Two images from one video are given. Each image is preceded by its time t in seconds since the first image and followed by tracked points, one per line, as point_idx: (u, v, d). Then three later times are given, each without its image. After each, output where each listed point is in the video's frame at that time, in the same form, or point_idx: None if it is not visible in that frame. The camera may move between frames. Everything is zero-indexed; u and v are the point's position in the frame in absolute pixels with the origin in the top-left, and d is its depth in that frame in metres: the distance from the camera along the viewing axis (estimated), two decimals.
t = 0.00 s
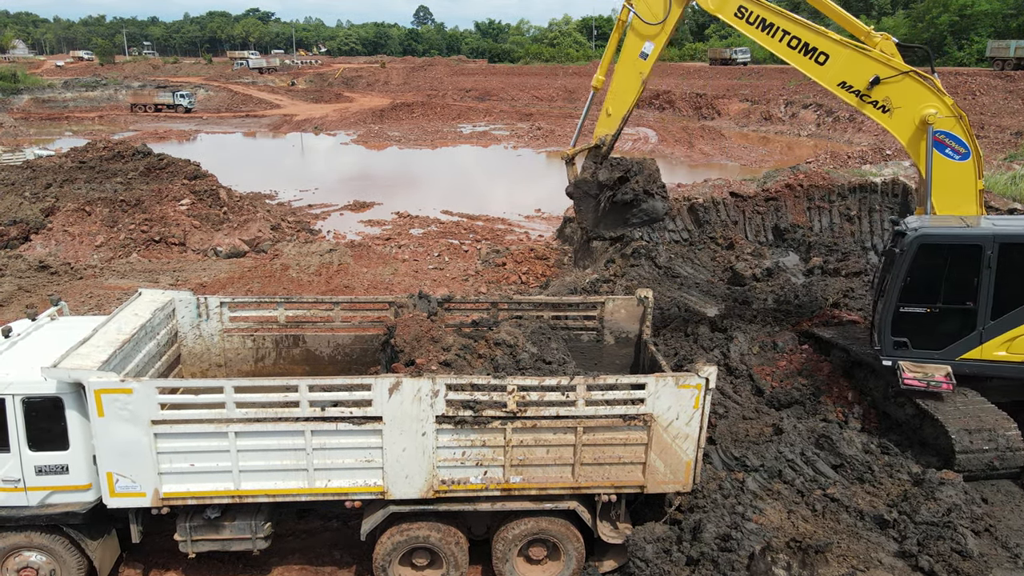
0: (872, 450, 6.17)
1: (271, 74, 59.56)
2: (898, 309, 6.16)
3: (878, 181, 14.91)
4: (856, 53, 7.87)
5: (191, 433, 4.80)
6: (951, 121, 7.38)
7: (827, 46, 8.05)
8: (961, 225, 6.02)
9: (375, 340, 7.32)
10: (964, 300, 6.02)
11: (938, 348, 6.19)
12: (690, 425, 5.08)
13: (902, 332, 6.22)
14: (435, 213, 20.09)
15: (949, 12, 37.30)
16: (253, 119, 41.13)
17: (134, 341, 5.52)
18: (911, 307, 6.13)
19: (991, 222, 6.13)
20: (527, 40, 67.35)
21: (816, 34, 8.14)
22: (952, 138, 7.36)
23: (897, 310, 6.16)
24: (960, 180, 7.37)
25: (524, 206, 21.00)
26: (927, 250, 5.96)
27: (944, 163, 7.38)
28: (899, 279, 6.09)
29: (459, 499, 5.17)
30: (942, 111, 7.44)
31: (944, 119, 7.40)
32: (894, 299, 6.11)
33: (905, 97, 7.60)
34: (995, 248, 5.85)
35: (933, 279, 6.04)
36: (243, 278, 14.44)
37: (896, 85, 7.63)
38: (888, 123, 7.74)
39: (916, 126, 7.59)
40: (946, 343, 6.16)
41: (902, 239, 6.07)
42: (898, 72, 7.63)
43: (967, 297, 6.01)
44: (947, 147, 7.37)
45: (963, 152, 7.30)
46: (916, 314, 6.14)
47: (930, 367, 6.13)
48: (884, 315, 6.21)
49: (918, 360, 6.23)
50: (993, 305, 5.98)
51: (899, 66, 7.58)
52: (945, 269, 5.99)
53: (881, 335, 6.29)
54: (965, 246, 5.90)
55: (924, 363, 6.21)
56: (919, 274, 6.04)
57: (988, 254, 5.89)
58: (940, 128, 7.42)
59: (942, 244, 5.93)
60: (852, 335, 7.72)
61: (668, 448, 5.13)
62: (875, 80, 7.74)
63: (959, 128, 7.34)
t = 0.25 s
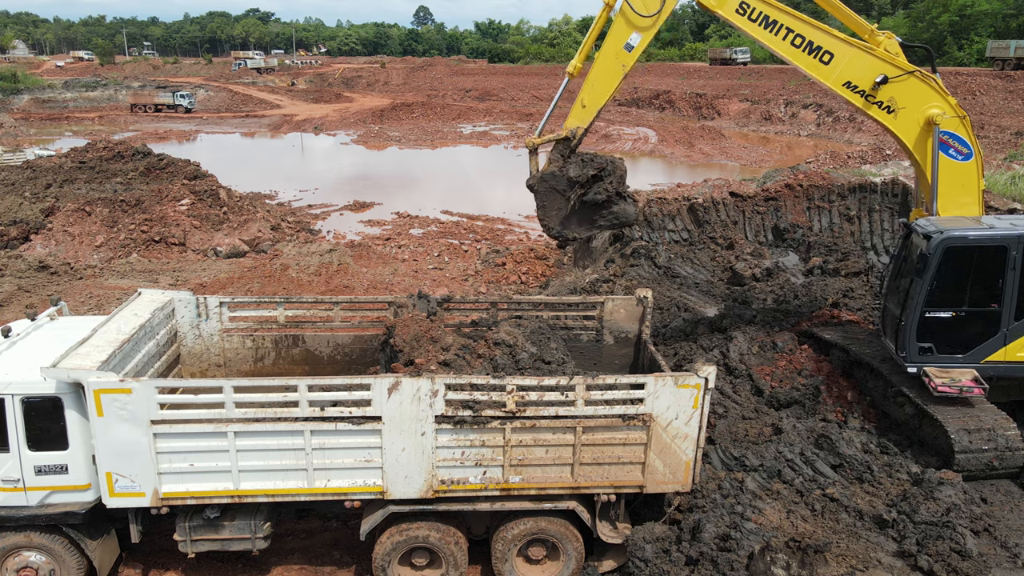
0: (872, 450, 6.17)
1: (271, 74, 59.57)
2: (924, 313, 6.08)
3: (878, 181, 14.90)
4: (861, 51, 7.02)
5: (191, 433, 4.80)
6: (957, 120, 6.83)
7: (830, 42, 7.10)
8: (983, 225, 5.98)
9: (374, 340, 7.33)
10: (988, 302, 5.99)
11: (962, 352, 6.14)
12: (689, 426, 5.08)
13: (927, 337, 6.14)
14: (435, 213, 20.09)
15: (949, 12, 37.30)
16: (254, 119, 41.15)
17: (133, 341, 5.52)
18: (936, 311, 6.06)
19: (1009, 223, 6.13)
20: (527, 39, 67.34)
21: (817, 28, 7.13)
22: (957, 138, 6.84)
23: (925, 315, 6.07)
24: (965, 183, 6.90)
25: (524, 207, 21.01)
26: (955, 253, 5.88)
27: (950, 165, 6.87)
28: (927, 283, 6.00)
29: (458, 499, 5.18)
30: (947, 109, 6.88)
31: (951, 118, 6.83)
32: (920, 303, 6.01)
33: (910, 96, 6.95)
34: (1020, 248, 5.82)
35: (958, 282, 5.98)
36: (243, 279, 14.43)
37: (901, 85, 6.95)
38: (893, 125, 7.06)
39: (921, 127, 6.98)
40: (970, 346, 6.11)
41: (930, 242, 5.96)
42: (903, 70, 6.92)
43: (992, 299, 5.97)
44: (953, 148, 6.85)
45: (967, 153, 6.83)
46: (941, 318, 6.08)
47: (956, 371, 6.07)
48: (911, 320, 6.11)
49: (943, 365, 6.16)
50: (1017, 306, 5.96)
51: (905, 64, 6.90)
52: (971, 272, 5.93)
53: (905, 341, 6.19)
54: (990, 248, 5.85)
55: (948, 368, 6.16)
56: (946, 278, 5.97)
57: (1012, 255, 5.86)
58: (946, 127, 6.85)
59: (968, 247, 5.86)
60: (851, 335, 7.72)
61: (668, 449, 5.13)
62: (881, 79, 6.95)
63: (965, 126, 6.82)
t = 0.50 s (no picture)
0: (872, 450, 6.17)
1: (271, 75, 59.56)
2: (948, 317, 6.02)
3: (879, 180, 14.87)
4: (864, 54, 6.92)
5: (191, 433, 4.81)
6: (958, 121, 6.81)
7: (833, 44, 6.98)
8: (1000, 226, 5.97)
9: (374, 340, 7.34)
10: (1008, 303, 5.98)
11: (984, 355, 6.14)
12: (689, 425, 5.08)
13: (950, 341, 6.09)
14: (434, 213, 20.08)
15: (949, 12, 37.30)
16: (254, 119, 41.14)
17: (133, 341, 5.52)
18: (960, 313, 6.01)
19: None
20: (527, 40, 67.33)
21: (818, 30, 7.00)
22: (958, 139, 6.82)
23: (948, 319, 6.03)
24: (967, 183, 6.89)
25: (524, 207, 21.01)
26: (980, 255, 5.82)
27: (954, 168, 6.85)
28: (950, 286, 5.94)
29: (457, 499, 5.18)
30: (947, 110, 6.86)
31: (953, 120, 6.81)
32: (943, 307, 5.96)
33: (912, 99, 6.91)
34: None
35: (980, 285, 5.95)
36: (243, 279, 14.43)
37: (903, 87, 6.89)
38: (896, 128, 6.99)
39: (922, 130, 6.95)
40: (990, 348, 6.12)
41: (954, 245, 5.89)
42: (905, 73, 6.86)
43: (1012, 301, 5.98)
44: (954, 150, 6.83)
45: (967, 154, 6.83)
46: (964, 322, 6.04)
47: (979, 375, 6.05)
48: (934, 325, 6.06)
49: (966, 368, 6.14)
50: None
51: (906, 65, 6.84)
52: (994, 274, 5.90)
53: (927, 345, 6.14)
54: (1011, 249, 5.82)
55: (971, 370, 6.13)
56: (969, 281, 5.94)
57: None
58: (948, 129, 6.83)
59: (991, 250, 5.82)
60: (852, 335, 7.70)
61: (667, 449, 5.13)
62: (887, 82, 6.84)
63: (965, 128, 6.82)
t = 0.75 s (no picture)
0: (872, 450, 6.17)
1: (272, 75, 59.60)
2: (968, 319, 5.92)
3: (878, 180, 14.87)
4: (861, 61, 6.73)
5: (191, 433, 4.81)
6: (954, 125, 6.78)
7: (830, 53, 6.76)
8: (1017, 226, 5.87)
9: (374, 340, 7.34)
10: None
11: (1002, 355, 6.09)
12: (689, 425, 5.08)
13: (970, 343, 6.01)
14: (434, 213, 20.08)
15: (949, 12, 37.30)
16: (254, 119, 41.16)
17: (132, 341, 5.52)
18: (980, 315, 5.92)
19: None
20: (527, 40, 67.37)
21: (815, 38, 6.74)
22: (955, 143, 6.81)
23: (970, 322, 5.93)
24: (965, 186, 6.91)
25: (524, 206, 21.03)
26: (1001, 256, 5.72)
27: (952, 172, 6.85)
28: (971, 289, 5.82)
29: (457, 499, 5.18)
30: (942, 114, 6.81)
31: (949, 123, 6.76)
32: (965, 311, 5.86)
33: (909, 104, 6.80)
34: None
35: (1000, 286, 5.86)
36: (243, 279, 14.44)
37: (900, 92, 6.77)
38: (895, 134, 6.89)
39: (920, 134, 6.88)
40: (1009, 348, 6.06)
41: (973, 247, 5.75)
42: (902, 79, 6.74)
43: None
44: (952, 154, 6.82)
45: (964, 156, 6.83)
46: (984, 323, 5.96)
47: (997, 376, 6.01)
48: (955, 329, 5.96)
49: (986, 369, 6.07)
50: None
51: (902, 71, 6.72)
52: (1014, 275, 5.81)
53: (948, 349, 6.04)
54: None
55: (990, 372, 6.07)
56: (990, 283, 5.83)
57: None
58: (945, 133, 6.79)
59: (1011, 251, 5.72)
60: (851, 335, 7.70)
61: (667, 449, 5.13)
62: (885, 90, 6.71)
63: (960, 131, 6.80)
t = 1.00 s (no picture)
0: (873, 450, 6.16)
1: (272, 74, 59.60)
2: (983, 321, 5.89)
3: (879, 181, 14.86)
4: (854, 71, 6.72)
5: (191, 433, 4.80)
6: (950, 129, 6.77)
7: (824, 65, 6.73)
8: None
9: (374, 340, 7.34)
10: None
11: (1016, 355, 6.06)
12: (689, 426, 5.08)
13: (984, 345, 5.97)
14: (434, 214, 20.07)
15: (949, 12, 37.31)
16: (254, 119, 41.16)
17: (133, 342, 5.52)
18: (994, 317, 5.90)
19: None
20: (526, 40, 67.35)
21: (808, 51, 6.71)
22: (951, 147, 6.80)
23: (985, 323, 5.90)
24: (963, 189, 6.89)
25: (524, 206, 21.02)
26: (1015, 256, 5.69)
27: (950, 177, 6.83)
28: (987, 290, 5.78)
29: (457, 499, 5.18)
30: (937, 119, 6.80)
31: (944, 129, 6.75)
32: (979, 312, 5.83)
33: (904, 111, 6.79)
34: None
35: (1013, 286, 5.84)
36: (244, 279, 14.44)
37: (895, 99, 6.76)
38: (892, 142, 6.86)
39: (916, 140, 6.85)
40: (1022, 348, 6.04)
41: (988, 248, 5.71)
42: (895, 86, 6.73)
43: None
44: (949, 157, 6.80)
45: (961, 159, 6.82)
46: (998, 324, 5.93)
47: (1012, 376, 5.96)
48: (971, 331, 5.91)
49: (1002, 370, 6.03)
50: None
51: (895, 78, 6.72)
52: None
53: (962, 351, 6.00)
54: None
55: (1005, 372, 6.03)
56: (1005, 283, 5.81)
57: None
58: (941, 137, 6.77)
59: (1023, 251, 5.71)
60: (851, 335, 7.70)
61: (667, 449, 5.13)
62: (879, 99, 6.69)
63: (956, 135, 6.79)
